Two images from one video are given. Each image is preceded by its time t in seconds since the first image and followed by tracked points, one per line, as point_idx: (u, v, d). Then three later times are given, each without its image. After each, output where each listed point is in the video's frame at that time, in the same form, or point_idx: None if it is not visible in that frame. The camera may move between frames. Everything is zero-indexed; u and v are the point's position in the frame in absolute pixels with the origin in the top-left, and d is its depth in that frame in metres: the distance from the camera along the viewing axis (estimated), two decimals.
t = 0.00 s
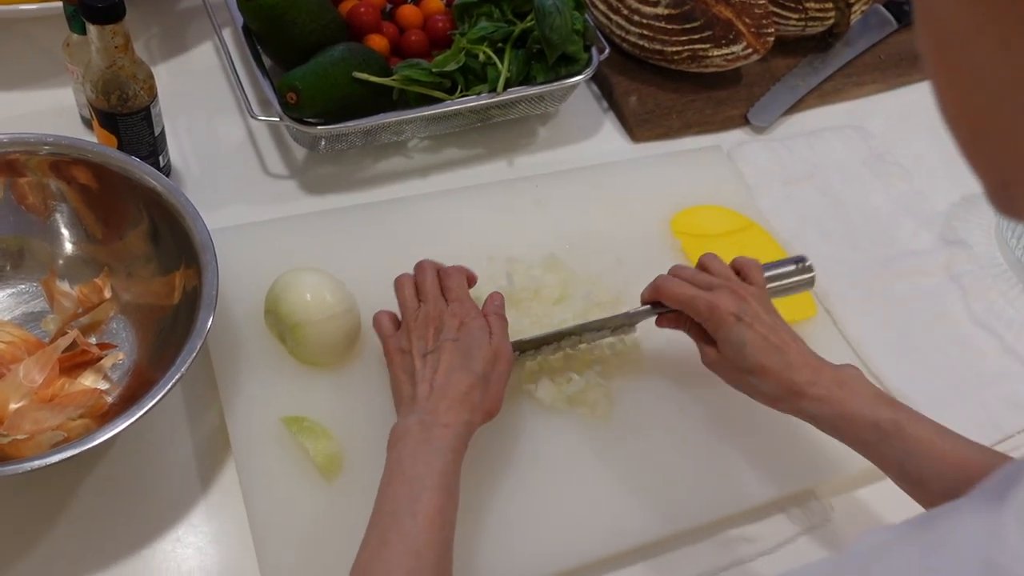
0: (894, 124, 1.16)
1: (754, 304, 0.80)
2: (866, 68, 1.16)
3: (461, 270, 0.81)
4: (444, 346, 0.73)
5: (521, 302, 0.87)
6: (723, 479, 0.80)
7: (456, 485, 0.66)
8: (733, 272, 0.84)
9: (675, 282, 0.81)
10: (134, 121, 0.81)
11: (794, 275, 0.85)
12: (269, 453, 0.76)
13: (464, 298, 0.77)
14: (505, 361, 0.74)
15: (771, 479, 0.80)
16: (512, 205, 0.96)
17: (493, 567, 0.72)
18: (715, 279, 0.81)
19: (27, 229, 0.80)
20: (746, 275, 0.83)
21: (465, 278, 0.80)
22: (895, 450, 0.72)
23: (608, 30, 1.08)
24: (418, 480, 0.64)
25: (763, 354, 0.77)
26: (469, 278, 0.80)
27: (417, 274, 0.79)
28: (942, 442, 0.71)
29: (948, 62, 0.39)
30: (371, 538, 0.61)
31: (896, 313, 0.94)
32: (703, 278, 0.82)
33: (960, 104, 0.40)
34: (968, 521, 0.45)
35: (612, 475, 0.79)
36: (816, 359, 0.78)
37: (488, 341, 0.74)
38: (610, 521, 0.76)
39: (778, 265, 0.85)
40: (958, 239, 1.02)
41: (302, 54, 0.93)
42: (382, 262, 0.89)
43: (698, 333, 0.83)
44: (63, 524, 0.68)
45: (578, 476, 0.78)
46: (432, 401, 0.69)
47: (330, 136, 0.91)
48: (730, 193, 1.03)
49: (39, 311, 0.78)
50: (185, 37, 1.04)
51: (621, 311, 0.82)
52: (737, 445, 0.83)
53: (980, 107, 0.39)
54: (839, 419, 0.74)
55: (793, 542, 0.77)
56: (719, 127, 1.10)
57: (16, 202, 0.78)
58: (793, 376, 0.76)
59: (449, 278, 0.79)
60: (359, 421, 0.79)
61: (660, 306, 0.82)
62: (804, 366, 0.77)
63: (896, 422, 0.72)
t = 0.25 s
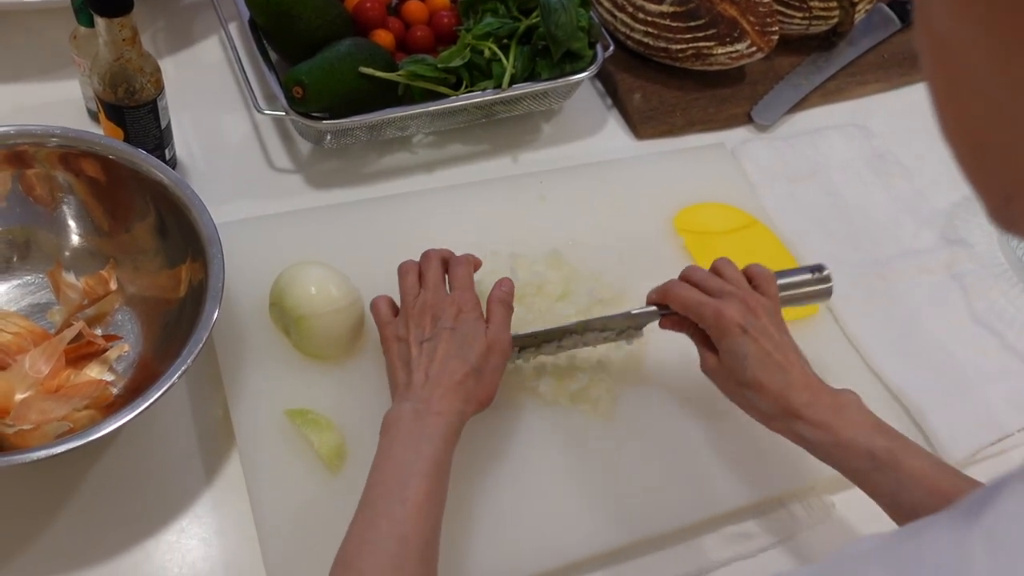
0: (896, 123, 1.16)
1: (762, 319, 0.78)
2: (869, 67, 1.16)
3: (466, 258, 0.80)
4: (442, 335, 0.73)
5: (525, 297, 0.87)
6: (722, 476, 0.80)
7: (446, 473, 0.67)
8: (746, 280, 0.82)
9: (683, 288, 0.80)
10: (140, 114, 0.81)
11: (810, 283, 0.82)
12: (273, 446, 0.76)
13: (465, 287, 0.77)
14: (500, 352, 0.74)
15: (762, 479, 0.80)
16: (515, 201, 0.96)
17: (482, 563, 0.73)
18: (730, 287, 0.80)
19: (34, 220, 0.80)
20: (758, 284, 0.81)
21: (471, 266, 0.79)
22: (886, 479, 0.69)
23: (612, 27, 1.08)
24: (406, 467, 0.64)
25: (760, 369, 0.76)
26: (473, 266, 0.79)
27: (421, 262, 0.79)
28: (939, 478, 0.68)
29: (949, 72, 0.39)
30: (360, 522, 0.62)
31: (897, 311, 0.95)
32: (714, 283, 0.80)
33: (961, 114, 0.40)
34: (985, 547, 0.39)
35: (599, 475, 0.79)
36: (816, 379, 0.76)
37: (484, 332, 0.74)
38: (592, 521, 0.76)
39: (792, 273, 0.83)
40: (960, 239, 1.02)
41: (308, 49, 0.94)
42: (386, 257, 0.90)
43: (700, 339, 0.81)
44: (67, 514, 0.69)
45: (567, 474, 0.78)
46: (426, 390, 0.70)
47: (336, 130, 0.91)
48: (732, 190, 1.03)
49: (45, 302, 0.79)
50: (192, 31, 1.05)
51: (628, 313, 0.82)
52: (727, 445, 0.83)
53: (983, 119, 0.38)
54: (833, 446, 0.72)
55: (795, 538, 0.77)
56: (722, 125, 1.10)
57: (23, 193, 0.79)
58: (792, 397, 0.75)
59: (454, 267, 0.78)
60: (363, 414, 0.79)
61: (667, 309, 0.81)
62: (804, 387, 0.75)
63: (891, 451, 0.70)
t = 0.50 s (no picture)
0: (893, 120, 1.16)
1: (766, 367, 0.75)
2: (866, 64, 1.16)
3: (476, 267, 0.80)
4: (438, 343, 0.73)
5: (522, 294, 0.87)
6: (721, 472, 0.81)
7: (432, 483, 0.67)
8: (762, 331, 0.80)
9: (690, 330, 0.77)
10: (136, 112, 0.81)
11: (828, 349, 0.80)
12: (271, 443, 0.76)
13: (467, 297, 0.77)
14: (494, 366, 0.74)
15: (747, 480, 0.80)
16: (512, 198, 0.96)
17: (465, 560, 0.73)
18: (737, 333, 0.77)
19: (30, 219, 0.80)
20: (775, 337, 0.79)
21: (479, 276, 0.79)
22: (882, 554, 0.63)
23: (609, 24, 1.08)
24: (389, 474, 0.65)
25: (756, 423, 0.73)
26: (482, 276, 0.79)
27: (428, 265, 0.80)
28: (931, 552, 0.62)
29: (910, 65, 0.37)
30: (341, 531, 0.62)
31: (894, 308, 0.95)
32: (723, 329, 0.78)
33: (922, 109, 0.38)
34: None
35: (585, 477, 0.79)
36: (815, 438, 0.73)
37: (479, 346, 0.74)
38: (573, 523, 0.76)
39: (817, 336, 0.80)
40: (957, 235, 1.02)
41: (305, 47, 0.94)
42: (383, 255, 0.90)
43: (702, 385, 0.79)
44: (65, 512, 0.69)
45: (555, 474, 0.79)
46: (416, 398, 0.70)
47: (332, 128, 0.91)
48: (729, 187, 1.03)
49: (42, 300, 0.79)
50: (188, 30, 1.05)
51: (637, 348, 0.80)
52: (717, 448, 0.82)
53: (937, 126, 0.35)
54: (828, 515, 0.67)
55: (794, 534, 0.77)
56: (719, 122, 1.10)
57: (19, 191, 0.79)
58: (784, 456, 0.71)
59: (461, 275, 0.78)
60: (360, 411, 0.79)
61: (672, 349, 0.79)
62: (797, 448, 0.71)
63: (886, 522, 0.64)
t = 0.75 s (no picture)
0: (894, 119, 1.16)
1: (758, 329, 0.79)
2: (866, 63, 1.16)
3: (459, 265, 0.80)
4: (443, 349, 0.73)
5: (522, 293, 0.87)
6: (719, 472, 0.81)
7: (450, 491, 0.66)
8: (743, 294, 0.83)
9: (683, 303, 0.80)
10: (136, 110, 0.81)
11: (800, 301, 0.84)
12: (271, 442, 0.76)
13: (461, 298, 0.77)
14: (504, 364, 0.74)
15: (752, 479, 0.80)
16: (512, 197, 0.96)
17: (466, 557, 0.73)
18: (723, 300, 0.80)
19: (29, 216, 0.80)
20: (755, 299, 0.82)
21: (466, 275, 0.79)
22: (879, 492, 0.68)
23: (609, 23, 1.08)
24: (409, 484, 0.64)
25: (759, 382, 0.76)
26: (469, 275, 0.80)
27: (413, 270, 0.80)
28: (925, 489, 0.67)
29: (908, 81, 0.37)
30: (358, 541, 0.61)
31: (894, 307, 0.95)
32: (709, 297, 0.81)
33: (920, 116, 0.38)
34: None
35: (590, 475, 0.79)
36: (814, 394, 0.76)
37: (487, 344, 0.74)
38: (578, 521, 0.75)
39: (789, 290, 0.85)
40: (957, 234, 1.02)
41: (305, 45, 0.93)
42: (383, 254, 0.89)
43: (697, 351, 0.82)
44: (64, 510, 0.69)
45: (559, 471, 0.78)
46: (432, 404, 0.70)
47: (333, 126, 0.91)
48: (730, 186, 1.03)
49: (42, 298, 0.79)
50: (188, 28, 1.04)
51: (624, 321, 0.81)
52: (719, 449, 0.82)
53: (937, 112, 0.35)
54: (827, 455, 0.72)
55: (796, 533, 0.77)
56: (719, 121, 1.10)
57: (19, 189, 0.79)
58: (787, 410, 0.75)
59: (448, 277, 0.79)
60: (360, 410, 0.79)
61: (663, 321, 0.81)
62: (800, 401, 0.75)
63: (882, 463, 0.69)
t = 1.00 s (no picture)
0: (897, 121, 1.16)
1: (741, 282, 0.83)
2: (869, 65, 1.16)
3: (448, 254, 0.81)
4: (451, 338, 0.73)
5: (525, 293, 0.87)
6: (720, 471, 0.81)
7: (474, 479, 0.67)
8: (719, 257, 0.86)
9: (664, 271, 0.84)
10: (142, 108, 0.81)
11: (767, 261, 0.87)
12: (274, 440, 0.76)
13: (458, 286, 0.78)
14: (512, 342, 0.75)
15: (755, 477, 0.80)
16: (516, 197, 0.97)
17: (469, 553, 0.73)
18: (703, 262, 0.84)
19: (35, 214, 0.81)
20: (729, 258, 0.85)
21: (457, 262, 0.80)
22: (903, 448, 0.71)
23: (613, 23, 1.08)
24: (412, 480, 0.64)
25: (752, 329, 0.80)
26: (459, 261, 0.80)
27: (405, 268, 0.79)
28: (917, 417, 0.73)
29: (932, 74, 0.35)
30: (386, 535, 0.61)
31: (896, 308, 0.95)
32: (690, 262, 0.84)
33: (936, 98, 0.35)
34: (933, 566, 0.38)
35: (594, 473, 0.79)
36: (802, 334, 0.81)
37: (493, 326, 0.75)
38: (580, 519, 0.75)
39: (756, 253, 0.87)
40: (959, 236, 1.03)
41: (310, 44, 0.94)
42: (386, 253, 0.90)
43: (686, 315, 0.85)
44: (69, 506, 0.69)
45: (563, 468, 0.79)
46: (452, 394, 0.70)
47: (337, 125, 0.91)
48: (732, 187, 1.03)
49: (48, 296, 0.79)
50: (193, 26, 1.05)
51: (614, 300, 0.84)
52: (722, 449, 0.82)
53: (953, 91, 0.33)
54: (824, 390, 0.77)
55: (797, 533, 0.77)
56: (722, 122, 1.10)
57: (26, 186, 0.79)
58: (781, 350, 0.79)
59: (441, 266, 0.79)
60: (363, 408, 0.79)
61: (651, 293, 0.84)
62: (793, 342, 0.80)
63: (874, 395, 0.75)
